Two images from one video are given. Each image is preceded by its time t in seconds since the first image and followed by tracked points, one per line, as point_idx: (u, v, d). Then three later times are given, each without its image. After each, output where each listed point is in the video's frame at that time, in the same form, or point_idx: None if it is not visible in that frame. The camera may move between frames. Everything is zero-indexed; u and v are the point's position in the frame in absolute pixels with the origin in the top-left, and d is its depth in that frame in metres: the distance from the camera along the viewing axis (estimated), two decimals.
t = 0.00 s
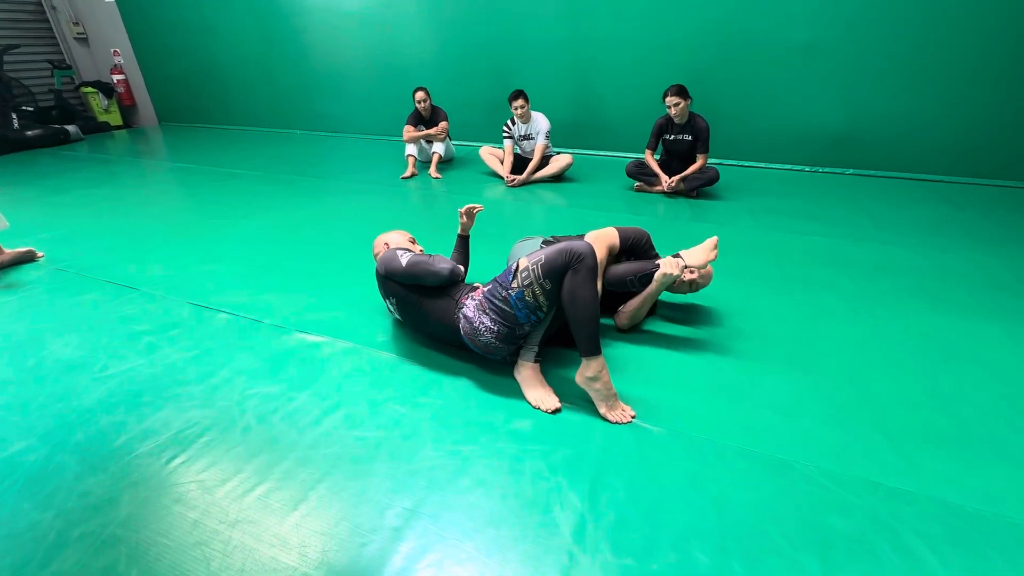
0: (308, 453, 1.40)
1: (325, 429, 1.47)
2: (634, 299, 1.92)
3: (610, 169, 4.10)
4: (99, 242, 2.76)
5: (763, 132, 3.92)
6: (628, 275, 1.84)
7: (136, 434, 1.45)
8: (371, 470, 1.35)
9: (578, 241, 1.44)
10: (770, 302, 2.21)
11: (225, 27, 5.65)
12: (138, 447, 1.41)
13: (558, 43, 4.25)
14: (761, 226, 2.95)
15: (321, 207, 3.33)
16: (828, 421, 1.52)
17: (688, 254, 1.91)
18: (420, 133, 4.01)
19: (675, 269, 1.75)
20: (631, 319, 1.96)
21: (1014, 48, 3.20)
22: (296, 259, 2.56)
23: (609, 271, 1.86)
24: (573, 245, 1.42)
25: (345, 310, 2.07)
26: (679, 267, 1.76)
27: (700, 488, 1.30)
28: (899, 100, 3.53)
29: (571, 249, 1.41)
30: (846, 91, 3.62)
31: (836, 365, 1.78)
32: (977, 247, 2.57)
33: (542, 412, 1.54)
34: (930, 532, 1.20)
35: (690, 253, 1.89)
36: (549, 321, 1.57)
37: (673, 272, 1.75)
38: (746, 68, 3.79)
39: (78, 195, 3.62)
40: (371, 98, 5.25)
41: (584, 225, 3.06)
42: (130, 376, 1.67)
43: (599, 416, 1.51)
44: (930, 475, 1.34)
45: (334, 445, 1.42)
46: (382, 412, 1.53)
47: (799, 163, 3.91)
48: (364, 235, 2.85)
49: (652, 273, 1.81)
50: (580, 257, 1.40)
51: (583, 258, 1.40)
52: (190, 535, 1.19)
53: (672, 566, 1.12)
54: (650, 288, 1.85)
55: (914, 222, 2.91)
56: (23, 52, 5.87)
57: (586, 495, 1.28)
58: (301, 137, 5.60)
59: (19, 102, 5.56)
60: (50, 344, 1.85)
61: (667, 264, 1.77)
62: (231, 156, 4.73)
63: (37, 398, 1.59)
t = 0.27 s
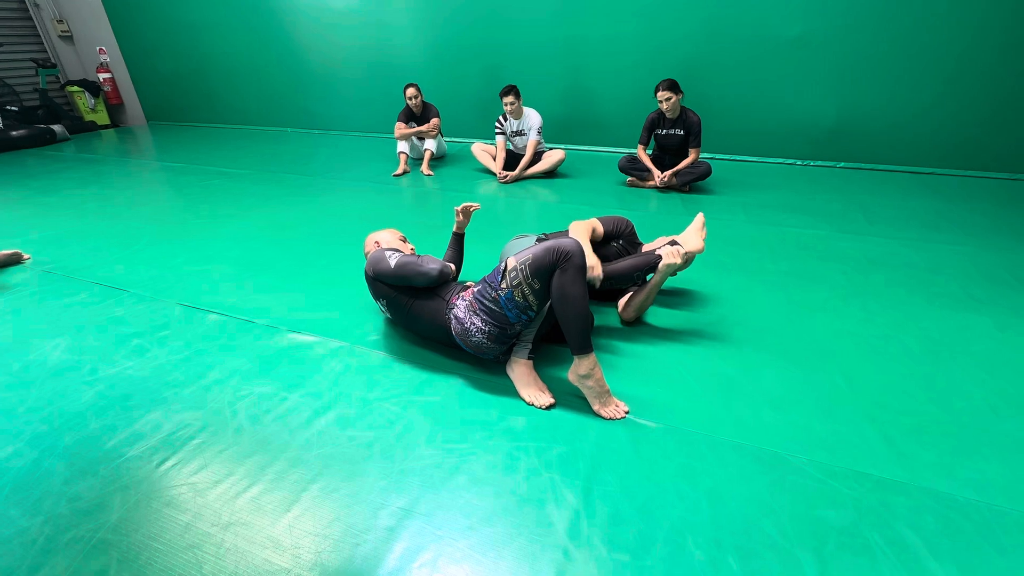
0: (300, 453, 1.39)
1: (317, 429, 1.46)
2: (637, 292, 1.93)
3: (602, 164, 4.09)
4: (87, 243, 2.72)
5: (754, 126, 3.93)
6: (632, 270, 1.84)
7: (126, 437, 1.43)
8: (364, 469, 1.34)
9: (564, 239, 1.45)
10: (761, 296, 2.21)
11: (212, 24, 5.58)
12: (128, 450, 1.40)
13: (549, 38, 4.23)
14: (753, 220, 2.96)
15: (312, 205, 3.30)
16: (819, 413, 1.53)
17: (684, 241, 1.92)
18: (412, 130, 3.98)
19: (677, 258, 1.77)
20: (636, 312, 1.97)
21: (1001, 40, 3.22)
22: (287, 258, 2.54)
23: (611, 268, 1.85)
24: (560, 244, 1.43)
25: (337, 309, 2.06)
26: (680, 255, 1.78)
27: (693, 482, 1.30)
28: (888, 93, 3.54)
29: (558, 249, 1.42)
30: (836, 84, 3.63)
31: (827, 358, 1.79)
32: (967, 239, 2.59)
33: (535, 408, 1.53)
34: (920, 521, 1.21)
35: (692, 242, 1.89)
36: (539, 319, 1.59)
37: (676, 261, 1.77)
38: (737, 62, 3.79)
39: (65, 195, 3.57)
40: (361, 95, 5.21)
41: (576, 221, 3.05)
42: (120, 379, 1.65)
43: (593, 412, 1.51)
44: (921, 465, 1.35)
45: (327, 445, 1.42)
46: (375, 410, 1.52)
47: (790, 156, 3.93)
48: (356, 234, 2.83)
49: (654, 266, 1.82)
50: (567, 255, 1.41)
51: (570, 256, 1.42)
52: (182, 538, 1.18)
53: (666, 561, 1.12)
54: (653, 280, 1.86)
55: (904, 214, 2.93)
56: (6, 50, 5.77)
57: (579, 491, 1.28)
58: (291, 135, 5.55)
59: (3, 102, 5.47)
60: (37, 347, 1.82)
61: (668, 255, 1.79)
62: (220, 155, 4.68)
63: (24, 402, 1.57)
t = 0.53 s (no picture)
0: (296, 453, 1.38)
1: (313, 430, 1.45)
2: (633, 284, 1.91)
3: (595, 159, 4.08)
4: (75, 245, 2.69)
5: (746, 119, 3.93)
6: (627, 262, 1.84)
7: (119, 440, 1.42)
8: (361, 468, 1.33)
9: (560, 233, 1.44)
10: (755, 289, 2.22)
11: (199, 21, 5.51)
12: (121, 453, 1.38)
13: (540, 33, 4.21)
14: (746, 214, 2.96)
15: (304, 204, 3.27)
16: (814, 405, 1.54)
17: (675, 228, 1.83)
18: (403, 127, 3.96)
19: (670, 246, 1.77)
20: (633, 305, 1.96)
21: (990, 32, 3.24)
22: (279, 258, 2.52)
23: (607, 260, 1.85)
24: (556, 239, 1.42)
25: (331, 308, 2.04)
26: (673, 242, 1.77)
27: (690, 476, 1.30)
28: (879, 85, 3.56)
29: (554, 244, 1.41)
30: (827, 77, 3.64)
31: (821, 350, 1.79)
32: (957, 230, 2.61)
33: (531, 405, 1.53)
34: (915, 511, 1.22)
35: (683, 229, 1.80)
36: (535, 314, 1.58)
37: (670, 249, 1.76)
38: (729, 56, 3.79)
39: (52, 196, 3.52)
40: (352, 91, 5.17)
41: (570, 216, 3.05)
42: (111, 381, 1.63)
43: (589, 408, 1.51)
44: (914, 455, 1.36)
45: (323, 445, 1.40)
46: (371, 410, 1.51)
47: (782, 149, 3.94)
48: (349, 232, 2.81)
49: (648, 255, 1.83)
50: (563, 250, 1.40)
51: (566, 250, 1.40)
52: (177, 542, 1.17)
53: (664, 555, 1.13)
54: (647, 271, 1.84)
55: (895, 206, 2.94)
56: None
57: (577, 487, 1.27)
58: (281, 132, 5.50)
59: None
60: (26, 351, 1.80)
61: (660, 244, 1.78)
62: (210, 153, 4.63)
63: (14, 406, 1.55)
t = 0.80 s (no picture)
0: (289, 453, 1.37)
1: (306, 428, 1.44)
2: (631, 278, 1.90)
3: (587, 152, 4.07)
4: (60, 244, 2.64)
5: (737, 111, 3.93)
6: (621, 257, 1.80)
7: (108, 442, 1.40)
8: (355, 467, 1.32)
9: (550, 230, 1.44)
10: (748, 281, 2.22)
11: (184, 14, 5.42)
12: (111, 456, 1.36)
13: (530, 25, 4.17)
14: (737, 205, 2.97)
15: (294, 200, 3.24)
16: (806, 395, 1.54)
17: (670, 225, 1.79)
18: (393, 121, 3.92)
19: (664, 242, 1.71)
20: (633, 298, 1.95)
21: (977, 22, 3.25)
22: (269, 255, 2.49)
23: (600, 256, 1.81)
24: (545, 234, 1.42)
25: (322, 306, 2.02)
26: (667, 239, 1.71)
27: (684, 469, 1.31)
28: (868, 75, 3.56)
29: (543, 240, 1.41)
30: (817, 69, 3.64)
31: (813, 340, 1.80)
32: (947, 220, 2.62)
33: (525, 400, 1.52)
34: (907, 500, 1.22)
35: (677, 226, 1.76)
36: (526, 310, 1.58)
37: (663, 246, 1.70)
38: (720, 47, 3.78)
39: (37, 195, 3.46)
40: (341, 85, 5.11)
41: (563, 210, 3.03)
42: (99, 383, 1.61)
43: (583, 402, 1.51)
44: (905, 443, 1.37)
45: (316, 443, 1.39)
46: (364, 408, 1.50)
47: (773, 141, 3.95)
48: (340, 228, 2.78)
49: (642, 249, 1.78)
50: (552, 246, 1.40)
51: (556, 247, 1.40)
52: (170, 544, 1.15)
53: (659, 548, 1.13)
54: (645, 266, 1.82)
55: (885, 196, 2.95)
56: None
57: (572, 482, 1.27)
58: (270, 128, 5.43)
59: None
60: (11, 353, 1.77)
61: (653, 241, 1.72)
62: (197, 150, 4.56)
63: None
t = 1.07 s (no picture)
0: (281, 459, 1.34)
1: (297, 434, 1.41)
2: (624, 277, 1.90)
3: (580, 147, 4.04)
4: (44, 245, 2.59)
5: (731, 104, 3.91)
6: (616, 258, 1.77)
7: (94, 450, 1.37)
8: (348, 472, 1.30)
9: (544, 228, 1.42)
10: (742, 276, 2.21)
11: (170, 8, 5.32)
12: (97, 464, 1.33)
13: (522, 18, 4.13)
14: (732, 200, 2.95)
15: (284, 198, 3.19)
16: (803, 392, 1.53)
17: (665, 224, 1.83)
18: (385, 116, 3.87)
19: (661, 243, 1.74)
20: (623, 297, 1.95)
21: (969, 14, 3.25)
22: (259, 255, 2.45)
23: (596, 255, 1.78)
24: (540, 233, 1.40)
25: (313, 306, 1.99)
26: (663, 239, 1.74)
27: (681, 468, 1.29)
28: (861, 68, 3.56)
29: (538, 238, 1.39)
30: (810, 61, 3.63)
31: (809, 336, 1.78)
32: (939, 214, 2.62)
33: (520, 401, 1.50)
34: (904, 497, 1.22)
35: (673, 225, 1.79)
36: (521, 310, 1.56)
37: (660, 247, 1.73)
38: (713, 40, 3.75)
39: (20, 194, 3.39)
40: (330, 80, 5.04)
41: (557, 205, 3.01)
42: (85, 389, 1.57)
43: (579, 402, 1.49)
44: (901, 440, 1.36)
45: (309, 448, 1.37)
46: (357, 411, 1.48)
47: (767, 134, 3.93)
48: (331, 226, 2.74)
49: (637, 250, 1.76)
50: (547, 245, 1.38)
51: (551, 246, 1.39)
52: (159, 555, 1.13)
53: (656, 551, 1.11)
54: (639, 265, 1.83)
55: (878, 190, 2.95)
56: None
57: (568, 483, 1.26)
58: (259, 123, 5.35)
59: None
60: None
61: (650, 241, 1.75)
62: (185, 147, 4.48)
63: None
